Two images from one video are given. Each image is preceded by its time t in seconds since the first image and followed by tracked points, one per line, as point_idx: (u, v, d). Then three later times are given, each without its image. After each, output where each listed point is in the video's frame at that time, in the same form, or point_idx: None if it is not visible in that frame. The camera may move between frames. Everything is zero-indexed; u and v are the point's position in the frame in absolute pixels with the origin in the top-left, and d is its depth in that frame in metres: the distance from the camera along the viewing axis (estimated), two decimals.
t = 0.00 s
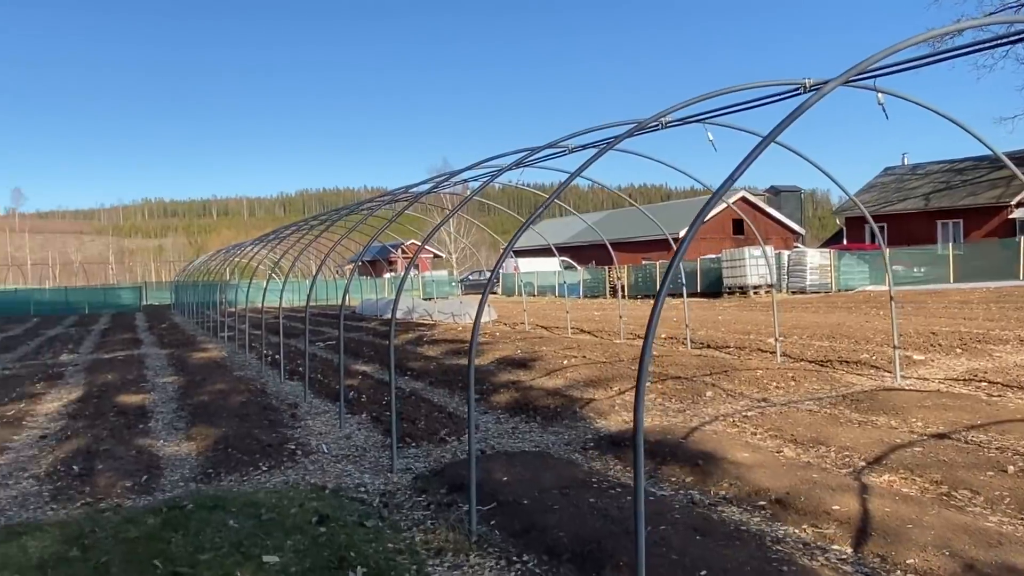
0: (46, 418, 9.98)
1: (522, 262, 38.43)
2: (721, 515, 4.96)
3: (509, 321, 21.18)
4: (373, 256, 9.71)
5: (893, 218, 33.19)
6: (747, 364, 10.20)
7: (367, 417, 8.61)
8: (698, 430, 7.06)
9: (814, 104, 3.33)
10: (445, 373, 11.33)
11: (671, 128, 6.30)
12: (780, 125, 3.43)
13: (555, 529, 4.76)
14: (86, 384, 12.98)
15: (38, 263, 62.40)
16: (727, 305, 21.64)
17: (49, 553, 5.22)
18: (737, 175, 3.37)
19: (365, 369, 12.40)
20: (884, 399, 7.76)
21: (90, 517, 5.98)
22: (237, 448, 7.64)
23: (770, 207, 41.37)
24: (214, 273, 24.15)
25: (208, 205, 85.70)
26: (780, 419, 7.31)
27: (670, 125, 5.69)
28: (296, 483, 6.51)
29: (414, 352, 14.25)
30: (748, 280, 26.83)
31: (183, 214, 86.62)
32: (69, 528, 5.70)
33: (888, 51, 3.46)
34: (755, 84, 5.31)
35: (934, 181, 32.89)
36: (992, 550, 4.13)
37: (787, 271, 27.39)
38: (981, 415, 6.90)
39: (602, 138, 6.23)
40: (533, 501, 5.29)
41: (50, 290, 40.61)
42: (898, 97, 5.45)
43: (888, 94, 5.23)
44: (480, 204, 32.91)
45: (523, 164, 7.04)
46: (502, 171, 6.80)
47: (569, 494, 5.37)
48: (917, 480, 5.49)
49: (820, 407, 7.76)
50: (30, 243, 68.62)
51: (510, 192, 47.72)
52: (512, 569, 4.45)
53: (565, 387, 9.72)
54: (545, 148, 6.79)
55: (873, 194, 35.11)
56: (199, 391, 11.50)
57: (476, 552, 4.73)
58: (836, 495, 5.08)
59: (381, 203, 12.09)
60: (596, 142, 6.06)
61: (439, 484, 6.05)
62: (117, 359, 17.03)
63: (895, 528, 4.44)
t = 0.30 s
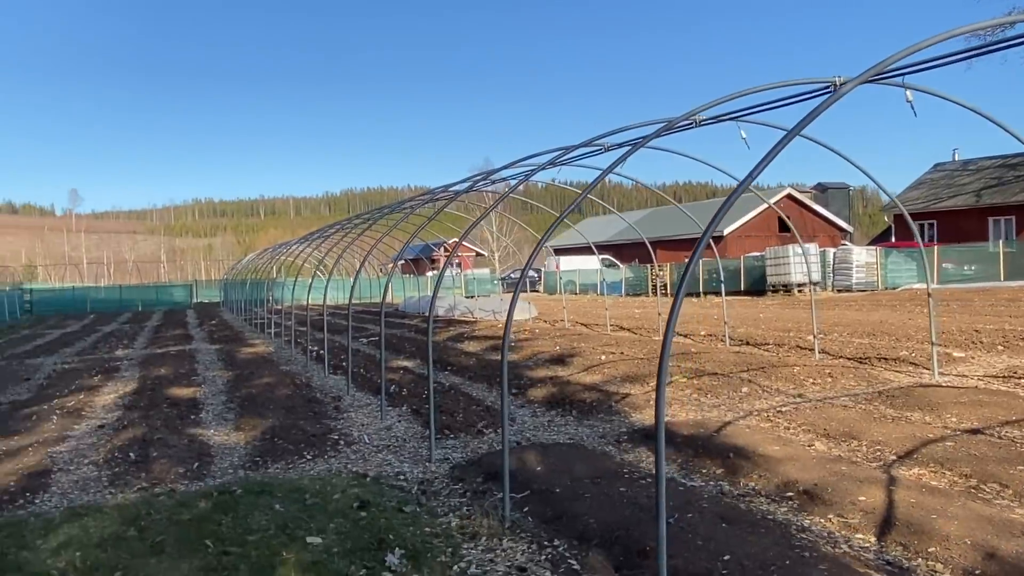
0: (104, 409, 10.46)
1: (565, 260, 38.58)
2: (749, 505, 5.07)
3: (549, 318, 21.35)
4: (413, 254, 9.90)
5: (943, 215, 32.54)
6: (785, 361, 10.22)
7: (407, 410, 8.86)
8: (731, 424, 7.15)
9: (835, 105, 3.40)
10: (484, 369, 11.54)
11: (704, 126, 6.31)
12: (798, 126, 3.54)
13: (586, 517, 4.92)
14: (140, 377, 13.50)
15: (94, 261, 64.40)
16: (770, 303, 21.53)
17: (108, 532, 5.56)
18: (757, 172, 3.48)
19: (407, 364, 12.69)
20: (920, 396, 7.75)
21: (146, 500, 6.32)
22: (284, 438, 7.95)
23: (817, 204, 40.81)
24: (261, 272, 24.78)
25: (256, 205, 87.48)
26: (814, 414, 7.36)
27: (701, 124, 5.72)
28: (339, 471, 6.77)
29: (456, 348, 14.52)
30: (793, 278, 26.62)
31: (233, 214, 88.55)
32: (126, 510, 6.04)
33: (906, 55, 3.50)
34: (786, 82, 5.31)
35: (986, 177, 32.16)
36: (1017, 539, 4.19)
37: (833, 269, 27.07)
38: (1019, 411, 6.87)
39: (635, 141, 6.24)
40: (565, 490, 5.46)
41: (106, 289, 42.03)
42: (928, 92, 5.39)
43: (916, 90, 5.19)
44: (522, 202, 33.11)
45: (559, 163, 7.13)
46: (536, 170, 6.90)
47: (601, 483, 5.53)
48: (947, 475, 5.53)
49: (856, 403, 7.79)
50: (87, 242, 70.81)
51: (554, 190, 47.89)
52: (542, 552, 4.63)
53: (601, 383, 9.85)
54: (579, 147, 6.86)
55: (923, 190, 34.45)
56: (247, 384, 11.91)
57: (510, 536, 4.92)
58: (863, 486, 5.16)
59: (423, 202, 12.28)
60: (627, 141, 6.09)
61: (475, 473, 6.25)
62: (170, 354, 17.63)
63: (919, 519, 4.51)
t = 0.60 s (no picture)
0: (137, 405, 10.79)
1: (592, 258, 38.67)
2: (758, 498, 5.18)
3: (574, 316, 21.50)
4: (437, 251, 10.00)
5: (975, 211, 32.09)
6: (805, 358, 10.28)
7: (429, 406, 9.05)
8: (745, 420, 7.25)
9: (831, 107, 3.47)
10: (507, 366, 11.73)
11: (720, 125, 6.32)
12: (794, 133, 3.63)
13: (598, 508, 5.07)
14: (172, 374, 13.88)
15: (129, 260, 65.67)
16: (796, 300, 21.46)
17: (141, 521, 5.81)
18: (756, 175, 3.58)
19: (432, 362, 12.92)
20: (938, 392, 7.77)
21: (177, 491, 6.57)
22: (309, 432, 8.19)
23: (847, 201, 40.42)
24: (291, 271, 25.19)
25: (286, 204, 88.54)
26: (830, 410, 7.42)
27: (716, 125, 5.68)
28: (361, 464, 6.97)
29: (480, 346, 14.72)
30: (820, 275, 26.48)
31: (263, 213, 89.72)
32: (158, 500, 6.29)
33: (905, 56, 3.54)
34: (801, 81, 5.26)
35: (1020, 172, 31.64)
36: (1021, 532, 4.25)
37: (862, 266, 26.83)
38: None
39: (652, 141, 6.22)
40: (579, 483, 5.60)
41: (140, 288, 42.90)
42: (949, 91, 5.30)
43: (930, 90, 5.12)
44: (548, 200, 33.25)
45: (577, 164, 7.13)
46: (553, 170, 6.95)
47: (615, 476, 5.67)
48: (958, 470, 5.60)
49: (872, 399, 7.84)
50: (121, 242, 72.19)
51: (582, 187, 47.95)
52: (555, 542, 4.78)
53: (621, 380, 9.96)
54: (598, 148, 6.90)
55: (955, 186, 33.99)
56: (275, 381, 12.20)
57: (524, 526, 5.08)
58: (873, 480, 5.24)
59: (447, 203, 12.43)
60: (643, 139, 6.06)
61: (493, 466, 6.42)
62: (201, 351, 18.04)
63: (924, 512, 4.59)
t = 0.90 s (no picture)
0: (145, 398, 10.97)
1: (600, 253, 38.74)
2: (745, 485, 5.27)
3: (579, 310, 21.59)
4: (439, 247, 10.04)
5: (985, 203, 31.91)
6: (804, 350, 10.34)
7: (430, 398, 9.17)
8: (739, 410, 7.33)
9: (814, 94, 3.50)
10: (510, 359, 11.84)
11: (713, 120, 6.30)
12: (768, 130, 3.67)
13: (588, 495, 5.18)
14: (180, 369, 14.07)
15: (141, 257, 66.20)
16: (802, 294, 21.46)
17: (145, 509, 5.96)
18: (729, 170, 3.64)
19: (436, 356, 13.05)
20: (932, 383, 7.83)
21: (180, 481, 6.72)
22: (311, 424, 8.33)
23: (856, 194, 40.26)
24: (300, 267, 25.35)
25: (297, 200, 88.89)
26: (824, 400, 7.50)
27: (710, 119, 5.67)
28: (361, 455, 7.10)
29: (484, 340, 14.84)
30: (827, 268, 26.46)
31: (274, 209, 90.08)
32: (162, 489, 6.44)
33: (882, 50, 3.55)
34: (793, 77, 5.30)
35: None
36: (1000, 517, 4.32)
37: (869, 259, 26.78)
38: None
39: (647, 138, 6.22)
40: (571, 471, 5.71)
41: (152, 284, 43.24)
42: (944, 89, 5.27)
43: (925, 84, 5.09)
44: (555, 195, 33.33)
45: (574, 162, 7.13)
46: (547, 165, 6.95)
47: (607, 465, 5.77)
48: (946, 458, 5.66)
49: (867, 390, 7.90)
50: (133, 238, 72.69)
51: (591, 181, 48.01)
52: (544, 528, 4.89)
53: (621, 372, 10.06)
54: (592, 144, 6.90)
55: (965, 178, 33.82)
56: (281, 374, 12.36)
57: (516, 513, 5.20)
58: (859, 468, 5.31)
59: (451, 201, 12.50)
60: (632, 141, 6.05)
61: (489, 456, 6.53)
62: (210, 346, 18.25)
63: (907, 498, 4.66)
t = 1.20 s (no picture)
0: (128, 391, 11.04)
1: (589, 246, 38.88)
2: (709, 469, 5.37)
3: (565, 303, 21.71)
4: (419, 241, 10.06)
5: (971, 195, 32.08)
6: (779, 339, 10.47)
7: (409, 389, 9.25)
8: (710, 398, 7.44)
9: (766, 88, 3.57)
10: (492, 351, 11.94)
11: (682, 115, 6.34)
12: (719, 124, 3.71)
13: (553, 480, 5.28)
14: (164, 362, 14.13)
15: (132, 253, 66.09)
16: (786, 285, 21.62)
17: (119, 499, 6.03)
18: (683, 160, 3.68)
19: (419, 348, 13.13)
20: (902, 370, 7.94)
21: (157, 471, 6.80)
22: (289, 415, 8.40)
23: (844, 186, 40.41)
24: (287, 261, 25.36)
25: (288, 195, 88.68)
26: (794, 388, 7.61)
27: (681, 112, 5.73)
28: (336, 444, 7.18)
29: (467, 332, 14.93)
30: (812, 260, 26.62)
31: (265, 203, 89.86)
32: (138, 479, 6.52)
33: (832, 42, 3.62)
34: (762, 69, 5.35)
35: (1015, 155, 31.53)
36: (951, 497, 4.42)
37: (854, 251, 26.94)
38: (991, 384, 7.04)
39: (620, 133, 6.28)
40: (539, 457, 5.80)
41: (141, 280, 43.16)
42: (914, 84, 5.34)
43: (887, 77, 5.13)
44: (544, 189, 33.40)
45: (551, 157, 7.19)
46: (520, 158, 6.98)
47: (575, 451, 5.87)
48: (906, 442, 5.76)
49: (838, 377, 8.02)
50: (124, 233, 72.44)
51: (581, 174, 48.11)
52: (510, 513, 5.00)
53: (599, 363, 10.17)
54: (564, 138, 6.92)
55: (951, 170, 34.01)
56: (264, 367, 12.43)
57: (483, 499, 5.29)
58: (820, 452, 5.41)
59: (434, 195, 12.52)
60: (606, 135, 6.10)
61: (461, 444, 6.62)
62: (196, 340, 18.29)
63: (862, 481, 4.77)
